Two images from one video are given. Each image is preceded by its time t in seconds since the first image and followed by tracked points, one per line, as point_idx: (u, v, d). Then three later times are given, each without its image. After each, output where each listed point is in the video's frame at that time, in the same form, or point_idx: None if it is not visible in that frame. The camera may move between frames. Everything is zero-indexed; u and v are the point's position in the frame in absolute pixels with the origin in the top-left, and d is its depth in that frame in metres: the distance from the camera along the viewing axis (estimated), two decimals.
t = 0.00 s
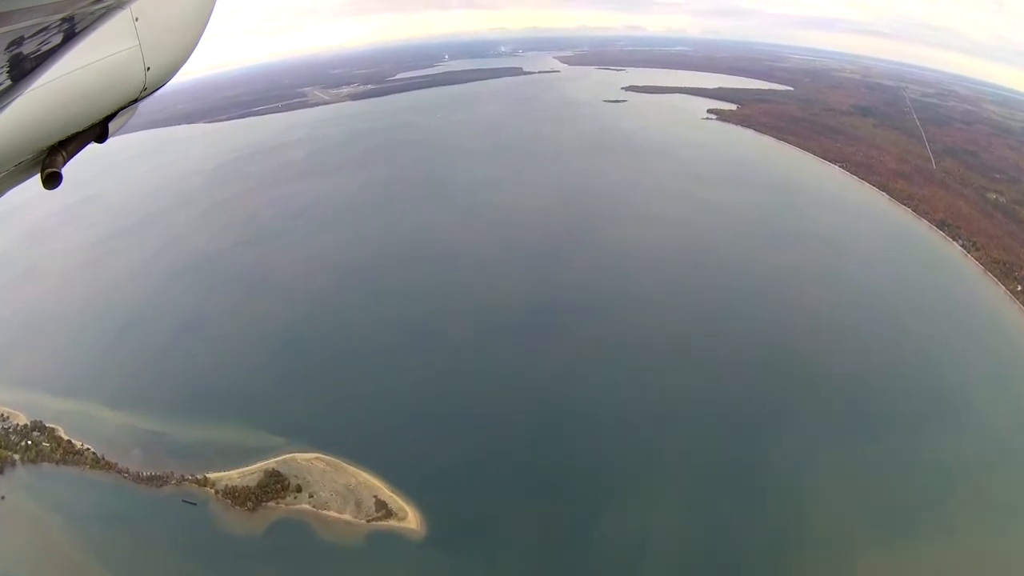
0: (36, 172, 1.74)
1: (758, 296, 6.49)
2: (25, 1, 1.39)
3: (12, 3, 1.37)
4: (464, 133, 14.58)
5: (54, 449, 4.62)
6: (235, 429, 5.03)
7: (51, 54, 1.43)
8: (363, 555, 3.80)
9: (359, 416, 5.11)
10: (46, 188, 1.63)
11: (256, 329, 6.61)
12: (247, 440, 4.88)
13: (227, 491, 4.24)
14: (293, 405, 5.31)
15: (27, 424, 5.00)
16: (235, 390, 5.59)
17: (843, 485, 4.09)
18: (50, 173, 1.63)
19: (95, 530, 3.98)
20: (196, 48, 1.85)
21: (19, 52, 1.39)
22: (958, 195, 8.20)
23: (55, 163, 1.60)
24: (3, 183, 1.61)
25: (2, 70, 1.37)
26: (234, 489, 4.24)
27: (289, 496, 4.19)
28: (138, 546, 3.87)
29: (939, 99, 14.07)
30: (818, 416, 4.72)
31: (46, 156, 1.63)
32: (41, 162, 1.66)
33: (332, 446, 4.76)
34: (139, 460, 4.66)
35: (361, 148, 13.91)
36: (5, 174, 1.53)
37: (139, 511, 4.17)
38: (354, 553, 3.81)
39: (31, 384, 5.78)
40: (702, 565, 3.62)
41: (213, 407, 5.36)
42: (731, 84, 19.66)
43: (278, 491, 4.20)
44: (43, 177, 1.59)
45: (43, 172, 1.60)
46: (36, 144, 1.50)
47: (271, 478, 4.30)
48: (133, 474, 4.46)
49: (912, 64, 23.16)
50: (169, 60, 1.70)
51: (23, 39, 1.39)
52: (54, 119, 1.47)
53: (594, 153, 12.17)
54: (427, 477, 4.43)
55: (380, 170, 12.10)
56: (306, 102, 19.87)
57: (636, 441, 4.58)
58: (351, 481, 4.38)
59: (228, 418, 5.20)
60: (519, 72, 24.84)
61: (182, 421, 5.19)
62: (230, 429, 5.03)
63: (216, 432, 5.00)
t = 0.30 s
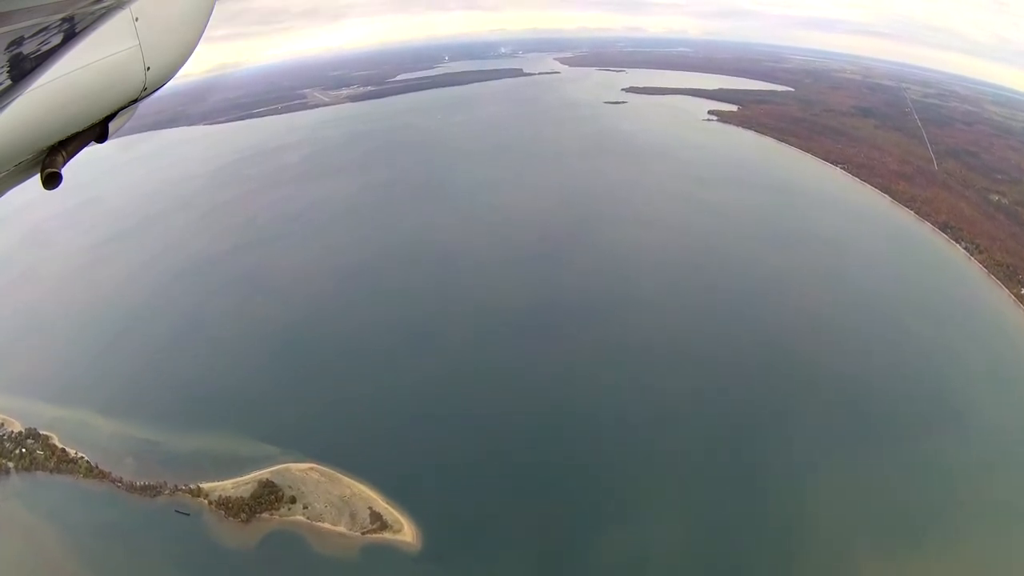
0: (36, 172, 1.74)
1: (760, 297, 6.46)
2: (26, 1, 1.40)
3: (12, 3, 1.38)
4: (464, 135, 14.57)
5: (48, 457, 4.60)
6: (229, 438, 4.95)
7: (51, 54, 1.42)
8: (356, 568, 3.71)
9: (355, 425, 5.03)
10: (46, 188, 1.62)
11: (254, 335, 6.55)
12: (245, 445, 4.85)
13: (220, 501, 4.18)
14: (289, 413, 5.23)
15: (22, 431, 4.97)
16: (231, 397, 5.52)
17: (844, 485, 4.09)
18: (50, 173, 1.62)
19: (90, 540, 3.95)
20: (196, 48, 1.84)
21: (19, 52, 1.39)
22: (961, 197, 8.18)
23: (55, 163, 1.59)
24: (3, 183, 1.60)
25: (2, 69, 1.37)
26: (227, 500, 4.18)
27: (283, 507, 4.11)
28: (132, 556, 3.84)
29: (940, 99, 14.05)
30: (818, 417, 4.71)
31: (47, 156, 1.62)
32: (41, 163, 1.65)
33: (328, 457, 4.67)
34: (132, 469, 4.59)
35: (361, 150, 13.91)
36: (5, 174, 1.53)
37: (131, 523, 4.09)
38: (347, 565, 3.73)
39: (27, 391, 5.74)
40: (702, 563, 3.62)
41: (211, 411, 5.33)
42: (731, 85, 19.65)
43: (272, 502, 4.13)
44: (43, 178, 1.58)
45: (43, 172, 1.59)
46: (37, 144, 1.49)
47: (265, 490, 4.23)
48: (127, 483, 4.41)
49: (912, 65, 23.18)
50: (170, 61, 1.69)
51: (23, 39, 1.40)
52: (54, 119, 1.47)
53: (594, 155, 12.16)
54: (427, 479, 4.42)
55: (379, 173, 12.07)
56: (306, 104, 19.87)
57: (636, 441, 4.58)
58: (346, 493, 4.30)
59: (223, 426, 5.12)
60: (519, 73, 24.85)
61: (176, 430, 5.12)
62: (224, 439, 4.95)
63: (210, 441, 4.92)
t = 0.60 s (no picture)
0: (35, 171, 1.73)
1: (761, 298, 6.43)
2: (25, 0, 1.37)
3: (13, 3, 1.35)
4: (464, 136, 14.56)
5: (41, 465, 4.54)
6: (222, 448, 4.85)
7: (51, 54, 1.40)
8: None
9: (351, 433, 4.93)
10: (46, 188, 1.62)
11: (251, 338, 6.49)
12: (242, 451, 4.81)
13: (213, 512, 4.12)
14: (284, 420, 5.15)
15: (15, 439, 4.91)
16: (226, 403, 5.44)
17: (844, 486, 4.08)
18: (50, 173, 1.61)
19: (83, 551, 3.91)
20: (196, 48, 1.83)
21: (19, 52, 1.37)
22: (963, 200, 8.09)
23: (55, 163, 1.59)
24: (4, 182, 1.59)
25: (2, 70, 1.36)
26: (220, 511, 4.12)
27: (275, 519, 4.04)
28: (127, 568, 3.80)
29: (940, 100, 14.05)
30: (818, 416, 4.70)
31: (47, 155, 1.61)
32: (41, 162, 1.65)
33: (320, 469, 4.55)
34: (124, 477, 4.51)
35: (361, 151, 13.89)
36: (5, 174, 1.52)
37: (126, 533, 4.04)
38: None
39: (22, 398, 5.69)
40: (702, 563, 3.62)
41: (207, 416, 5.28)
42: (730, 86, 19.68)
43: (264, 514, 4.06)
44: (43, 177, 1.57)
45: (43, 172, 1.58)
46: (37, 144, 1.49)
47: (258, 501, 4.16)
48: (120, 493, 4.34)
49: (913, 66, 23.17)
50: (170, 61, 1.69)
51: (23, 39, 1.38)
52: (54, 119, 1.46)
53: (594, 157, 12.13)
54: (428, 478, 4.42)
55: (378, 175, 12.02)
56: (305, 105, 19.85)
57: (636, 442, 4.56)
58: (340, 504, 4.20)
59: (217, 434, 5.04)
60: (518, 74, 24.86)
61: (170, 437, 5.03)
62: (217, 448, 4.86)
63: (203, 450, 4.83)
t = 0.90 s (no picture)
0: (35, 171, 1.72)
1: (761, 298, 6.42)
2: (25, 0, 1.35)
3: (12, 3, 1.33)
4: (463, 137, 14.56)
5: (33, 473, 4.50)
6: (214, 456, 4.77)
7: (51, 55, 1.40)
8: None
9: (344, 441, 4.85)
10: (47, 188, 1.61)
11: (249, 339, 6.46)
12: (236, 458, 4.76)
13: (204, 523, 4.06)
14: (277, 427, 5.07)
15: (7, 446, 4.86)
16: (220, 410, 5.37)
17: (843, 485, 4.08)
18: (50, 173, 1.60)
19: (74, 561, 3.85)
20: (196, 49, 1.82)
21: (19, 52, 1.36)
22: (964, 201, 8.13)
23: (55, 163, 1.57)
24: (3, 183, 1.59)
25: (2, 70, 1.34)
26: (211, 522, 4.06)
27: (267, 530, 3.97)
28: None
29: (940, 100, 14.07)
30: (819, 416, 4.69)
31: (47, 156, 1.61)
32: (41, 162, 1.64)
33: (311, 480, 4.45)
34: (116, 486, 4.46)
35: (360, 152, 13.87)
36: (5, 175, 1.51)
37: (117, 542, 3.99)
38: None
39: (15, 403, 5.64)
40: (702, 563, 3.61)
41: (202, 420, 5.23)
42: (729, 87, 19.70)
43: (256, 525, 3.99)
44: (43, 178, 1.56)
45: (43, 172, 1.57)
46: (36, 144, 1.48)
47: (250, 511, 4.09)
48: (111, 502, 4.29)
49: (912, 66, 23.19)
50: (170, 61, 1.68)
51: (23, 39, 1.36)
52: (54, 119, 1.45)
53: (593, 157, 12.12)
54: (428, 478, 4.42)
55: (376, 176, 11.97)
56: (304, 106, 19.82)
57: (636, 442, 4.56)
58: (332, 515, 4.13)
59: (209, 441, 4.96)
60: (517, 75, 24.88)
61: (162, 445, 4.96)
62: (209, 457, 4.78)
63: (195, 459, 4.75)
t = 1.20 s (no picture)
0: (35, 172, 1.75)
1: (760, 297, 6.43)
2: (25, 1, 1.38)
3: (12, 3, 1.36)
4: (463, 138, 14.58)
5: (26, 479, 4.45)
6: (207, 465, 4.69)
7: (51, 54, 1.42)
8: None
9: (340, 448, 4.76)
10: (47, 188, 1.64)
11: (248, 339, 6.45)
12: (231, 463, 4.70)
13: (196, 533, 3.98)
14: (272, 433, 5.00)
15: None
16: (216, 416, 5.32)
17: (843, 485, 4.07)
18: (50, 173, 1.63)
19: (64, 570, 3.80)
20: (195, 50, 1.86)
21: (19, 52, 1.39)
22: (965, 203, 8.08)
23: (56, 163, 1.62)
24: (3, 183, 1.62)
25: (2, 69, 1.36)
26: (202, 531, 3.98)
27: (259, 541, 3.87)
28: None
29: (939, 101, 14.08)
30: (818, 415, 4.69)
31: (47, 156, 1.64)
32: (41, 162, 1.67)
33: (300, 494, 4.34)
34: (108, 493, 4.39)
35: (359, 153, 13.87)
36: (5, 175, 1.55)
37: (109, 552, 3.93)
38: None
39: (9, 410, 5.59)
40: (701, 562, 3.60)
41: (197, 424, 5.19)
42: (728, 87, 19.75)
43: (248, 536, 3.90)
44: (43, 177, 1.60)
45: (43, 172, 1.61)
46: (36, 144, 1.50)
47: (242, 521, 4.00)
48: (103, 510, 4.24)
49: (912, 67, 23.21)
50: (169, 61, 1.71)
51: (23, 39, 1.39)
52: (53, 119, 1.48)
53: (592, 158, 12.12)
54: (428, 478, 4.41)
55: (375, 177, 11.93)
56: (302, 107, 19.79)
57: (637, 441, 4.55)
58: (325, 526, 4.04)
59: (203, 448, 4.88)
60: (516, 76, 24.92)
61: (156, 452, 4.90)
62: (201, 465, 4.70)
63: (188, 467, 4.68)
